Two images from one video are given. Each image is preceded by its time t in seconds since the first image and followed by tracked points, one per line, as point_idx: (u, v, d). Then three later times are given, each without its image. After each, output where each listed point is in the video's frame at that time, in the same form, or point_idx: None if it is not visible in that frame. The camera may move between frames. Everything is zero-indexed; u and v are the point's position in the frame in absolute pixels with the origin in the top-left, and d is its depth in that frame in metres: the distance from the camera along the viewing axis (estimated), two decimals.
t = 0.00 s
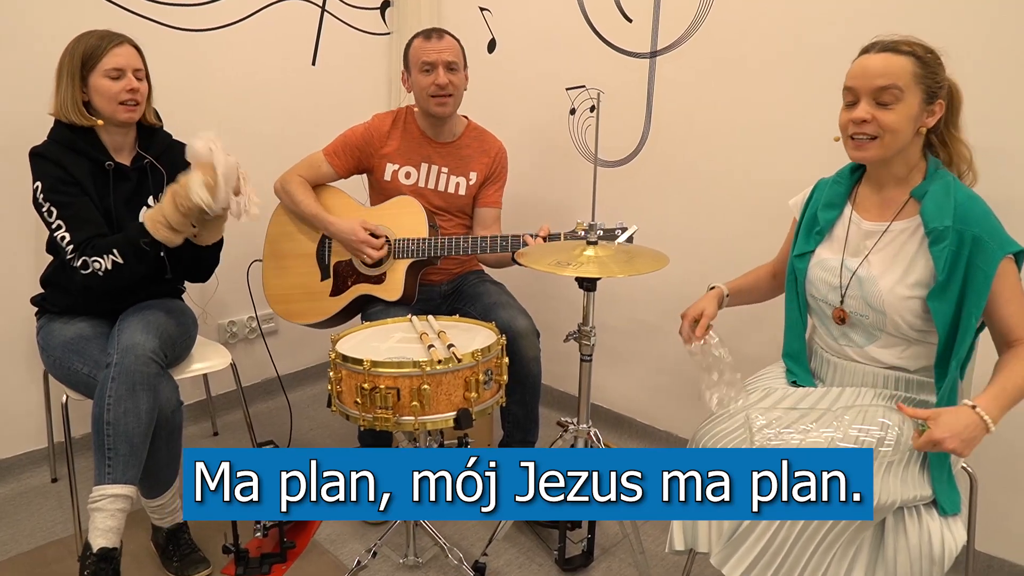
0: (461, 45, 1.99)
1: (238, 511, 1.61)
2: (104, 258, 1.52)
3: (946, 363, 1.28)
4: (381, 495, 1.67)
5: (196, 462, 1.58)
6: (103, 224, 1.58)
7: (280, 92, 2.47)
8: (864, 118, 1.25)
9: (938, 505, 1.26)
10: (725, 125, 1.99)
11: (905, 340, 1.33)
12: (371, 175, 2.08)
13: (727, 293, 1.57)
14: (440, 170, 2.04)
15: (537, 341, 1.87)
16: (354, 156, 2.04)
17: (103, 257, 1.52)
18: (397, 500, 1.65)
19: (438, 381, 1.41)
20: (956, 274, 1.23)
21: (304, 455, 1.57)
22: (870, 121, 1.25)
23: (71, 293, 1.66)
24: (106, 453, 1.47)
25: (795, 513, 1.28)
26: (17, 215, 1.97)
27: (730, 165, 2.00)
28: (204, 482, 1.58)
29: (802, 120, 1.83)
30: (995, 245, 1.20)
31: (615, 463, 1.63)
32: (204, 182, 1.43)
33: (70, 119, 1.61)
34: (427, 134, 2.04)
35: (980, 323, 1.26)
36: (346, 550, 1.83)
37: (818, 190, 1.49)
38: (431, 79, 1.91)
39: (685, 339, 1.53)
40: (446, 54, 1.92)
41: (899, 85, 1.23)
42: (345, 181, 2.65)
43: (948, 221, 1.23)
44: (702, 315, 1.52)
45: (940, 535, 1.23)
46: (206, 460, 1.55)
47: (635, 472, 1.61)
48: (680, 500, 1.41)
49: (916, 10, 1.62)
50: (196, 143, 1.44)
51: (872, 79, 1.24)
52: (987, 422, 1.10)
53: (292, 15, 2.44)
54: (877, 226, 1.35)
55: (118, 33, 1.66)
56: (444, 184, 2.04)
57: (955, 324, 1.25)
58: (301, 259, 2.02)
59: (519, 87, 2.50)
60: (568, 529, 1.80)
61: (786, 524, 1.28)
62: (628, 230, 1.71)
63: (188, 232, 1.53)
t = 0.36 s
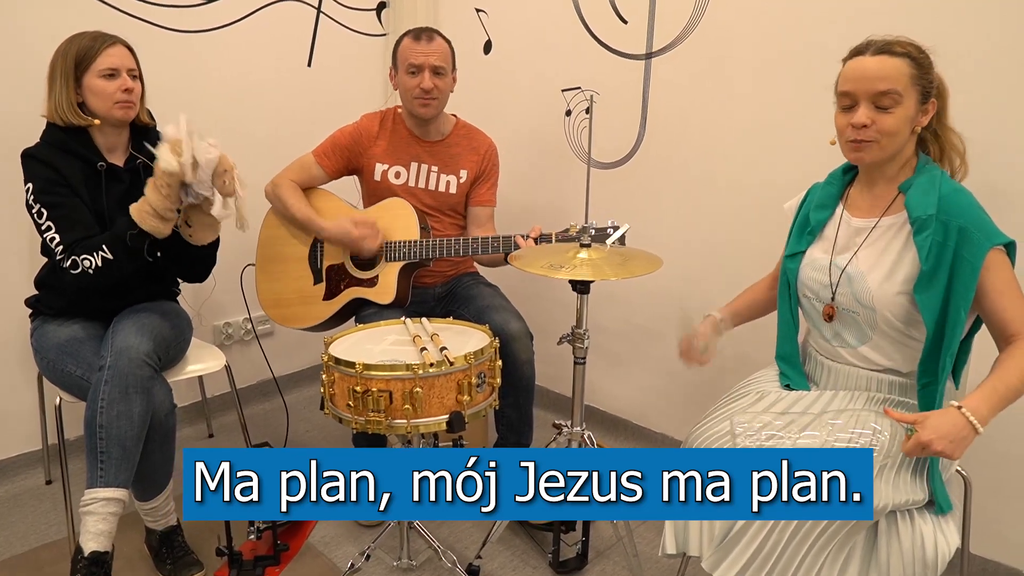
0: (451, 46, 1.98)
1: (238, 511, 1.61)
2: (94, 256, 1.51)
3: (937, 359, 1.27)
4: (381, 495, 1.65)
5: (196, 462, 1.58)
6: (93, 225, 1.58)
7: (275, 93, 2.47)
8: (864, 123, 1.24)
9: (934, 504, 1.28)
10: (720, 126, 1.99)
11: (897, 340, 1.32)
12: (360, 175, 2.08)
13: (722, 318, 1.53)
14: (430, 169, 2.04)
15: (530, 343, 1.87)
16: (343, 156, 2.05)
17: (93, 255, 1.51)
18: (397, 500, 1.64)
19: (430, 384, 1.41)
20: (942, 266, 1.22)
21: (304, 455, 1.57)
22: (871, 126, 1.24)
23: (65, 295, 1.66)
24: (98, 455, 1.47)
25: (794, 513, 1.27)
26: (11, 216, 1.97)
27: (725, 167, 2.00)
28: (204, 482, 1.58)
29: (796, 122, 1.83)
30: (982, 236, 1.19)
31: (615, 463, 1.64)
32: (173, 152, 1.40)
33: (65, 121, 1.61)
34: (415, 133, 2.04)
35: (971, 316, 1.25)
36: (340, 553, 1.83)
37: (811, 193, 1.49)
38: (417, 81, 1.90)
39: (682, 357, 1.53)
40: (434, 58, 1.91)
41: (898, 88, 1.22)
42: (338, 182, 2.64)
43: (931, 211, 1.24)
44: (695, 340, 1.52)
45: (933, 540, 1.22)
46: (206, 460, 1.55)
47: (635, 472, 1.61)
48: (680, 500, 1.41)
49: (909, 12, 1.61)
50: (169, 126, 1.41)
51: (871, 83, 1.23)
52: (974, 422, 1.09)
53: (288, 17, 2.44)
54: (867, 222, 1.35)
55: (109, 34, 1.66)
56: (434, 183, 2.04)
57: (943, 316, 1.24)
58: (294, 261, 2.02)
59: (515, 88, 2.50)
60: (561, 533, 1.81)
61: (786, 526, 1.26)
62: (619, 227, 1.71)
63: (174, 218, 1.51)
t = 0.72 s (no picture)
0: (440, 44, 1.99)
1: (238, 511, 1.61)
2: (96, 258, 1.52)
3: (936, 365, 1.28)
4: (381, 495, 1.67)
5: (195, 463, 1.59)
6: (95, 225, 1.59)
7: (277, 94, 2.48)
8: (864, 116, 1.25)
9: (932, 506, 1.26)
10: (718, 128, 2.00)
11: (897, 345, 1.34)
12: (359, 176, 2.10)
13: (715, 322, 1.58)
14: (428, 169, 2.05)
15: (530, 343, 1.88)
16: (342, 157, 2.06)
17: (95, 257, 1.52)
18: (397, 500, 1.64)
19: (432, 383, 1.42)
20: (944, 278, 1.23)
21: (304, 455, 1.58)
22: (870, 119, 1.25)
23: (69, 295, 1.67)
24: (101, 454, 1.48)
25: (794, 513, 1.29)
26: (14, 217, 1.99)
27: (723, 168, 2.01)
28: (204, 482, 1.59)
29: (794, 124, 1.84)
30: (983, 246, 1.20)
31: (615, 463, 1.66)
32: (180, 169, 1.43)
33: (69, 123, 1.62)
34: (412, 134, 2.05)
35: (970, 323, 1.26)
36: (341, 551, 1.84)
37: (805, 198, 1.51)
38: (410, 82, 1.92)
39: (674, 374, 1.55)
40: (425, 57, 1.92)
41: (896, 84, 1.24)
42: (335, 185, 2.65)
43: (935, 223, 1.24)
44: (691, 348, 1.54)
45: (929, 538, 1.22)
46: (206, 460, 1.57)
47: (635, 472, 1.64)
48: (680, 500, 1.42)
49: (905, 14, 1.63)
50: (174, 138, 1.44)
51: (870, 78, 1.25)
52: (963, 386, 1.13)
53: (289, 18, 2.45)
54: (866, 231, 1.36)
55: (109, 34, 1.67)
56: (432, 183, 2.05)
57: (944, 325, 1.25)
58: (295, 261, 2.03)
59: (515, 90, 2.51)
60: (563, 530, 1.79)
61: (786, 525, 1.28)
62: (617, 225, 1.72)
63: (178, 224, 1.53)
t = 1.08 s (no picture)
0: (446, 45, 2.00)
1: (238, 511, 1.63)
2: (97, 258, 1.54)
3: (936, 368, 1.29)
4: (381, 495, 1.68)
5: (195, 463, 1.60)
6: (97, 226, 1.60)
7: (280, 94, 2.50)
8: (859, 117, 1.27)
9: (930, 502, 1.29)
10: (718, 128, 2.02)
11: (897, 342, 1.36)
12: (365, 178, 2.11)
13: (713, 312, 1.59)
14: (434, 172, 2.06)
15: (532, 341, 1.89)
16: (349, 159, 2.07)
17: (96, 257, 1.53)
18: (397, 500, 1.66)
19: (434, 380, 1.43)
20: (945, 280, 1.24)
21: (304, 456, 1.59)
22: (866, 121, 1.27)
23: (72, 294, 1.68)
24: (106, 451, 1.49)
25: (795, 513, 1.29)
26: (18, 216, 2.00)
27: (723, 167, 2.02)
28: (204, 482, 1.60)
29: (793, 124, 1.86)
30: (983, 250, 1.21)
31: (615, 463, 1.66)
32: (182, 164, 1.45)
33: (72, 123, 1.63)
34: (419, 137, 2.07)
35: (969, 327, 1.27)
36: (343, 548, 1.85)
37: (807, 194, 1.51)
38: (416, 84, 1.93)
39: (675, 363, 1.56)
40: (431, 60, 1.93)
41: (896, 87, 1.25)
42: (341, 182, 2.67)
43: (937, 227, 1.25)
44: (692, 337, 1.55)
45: (927, 534, 1.25)
46: (206, 460, 1.58)
47: (635, 472, 1.64)
48: (680, 500, 1.42)
49: (903, 16, 1.64)
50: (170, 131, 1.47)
51: (870, 80, 1.26)
52: (972, 417, 1.13)
53: (291, 18, 2.47)
54: (867, 231, 1.37)
55: (113, 35, 1.68)
56: (437, 186, 2.07)
57: (944, 329, 1.26)
58: (298, 259, 2.05)
59: (516, 90, 2.52)
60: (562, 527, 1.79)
61: (786, 524, 1.29)
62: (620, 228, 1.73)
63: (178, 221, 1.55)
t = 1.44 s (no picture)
0: (455, 48, 2.01)
1: (238, 511, 1.63)
2: (103, 259, 1.54)
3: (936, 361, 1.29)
4: (381, 495, 1.68)
5: (196, 463, 1.61)
6: (102, 224, 1.61)
7: (282, 93, 2.50)
8: (851, 121, 1.28)
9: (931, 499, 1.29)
10: (719, 128, 2.02)
11: (894, 340, 1.36)
12: (367, 176, 2.12)
13: (718, 323, 1.60)
14: (436, 171, 2.07)
15: (534, 340, 1.90)
16: (352, 156, 2.08)
17: (103, 258, 1.54)
18: (397, 500, 1.67)
19: (437, 379, 1.44)
20: (940, 273, 1.25)
21: (304, 456, 1.59)
22: (857, 124, 1.28)
23: (75, 293, 1.68)
24: (110, 449, 1.49)
25: (795, 513, 1.30)
26: (21, 215, 2.01)
27: (724, 167, 2.03)
28: (204, 482, 1.61)
29: (793, 124, 1.86)
30: (978, 241, 1.22)
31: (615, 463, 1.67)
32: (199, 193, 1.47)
33: (78, 124, 1.64)
34: (422, 136, 2.07)
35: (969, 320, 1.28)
36: (346, 546, 1.86)
37: (809, 197, 1.52)
38: (422, 84, 1.94)
39: (678, 373, 1.57)
40: (439, 62, 1.94)
41: (887, 89, 1.25)
42: (343, 182, 2.68)
43: (929, 219, 1.26)
44: (694, 349, 1.57)
45: (928, 531, 1.25)
46: (206, 460, 1.58)
47: (635, 472, 1.64)
48: (680, 500, 1.44)
49: (902, 16, 1.65)
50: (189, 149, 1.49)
51: (861, 83, 1.27)
52: (967, 415, 1.14)
53: (293, 18, 2.48)
54: (865, 228, 1.38)
55: (114, 35, 1.68)
56: (439, 185, 2.07)
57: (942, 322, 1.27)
58: (301, 258, 2.05)
59: (517, 90, 2.53)
60: (563, 526, 1.80)
61: (786, 523, 1.30)
62: (622, 228, 1.74)
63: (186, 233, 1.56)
